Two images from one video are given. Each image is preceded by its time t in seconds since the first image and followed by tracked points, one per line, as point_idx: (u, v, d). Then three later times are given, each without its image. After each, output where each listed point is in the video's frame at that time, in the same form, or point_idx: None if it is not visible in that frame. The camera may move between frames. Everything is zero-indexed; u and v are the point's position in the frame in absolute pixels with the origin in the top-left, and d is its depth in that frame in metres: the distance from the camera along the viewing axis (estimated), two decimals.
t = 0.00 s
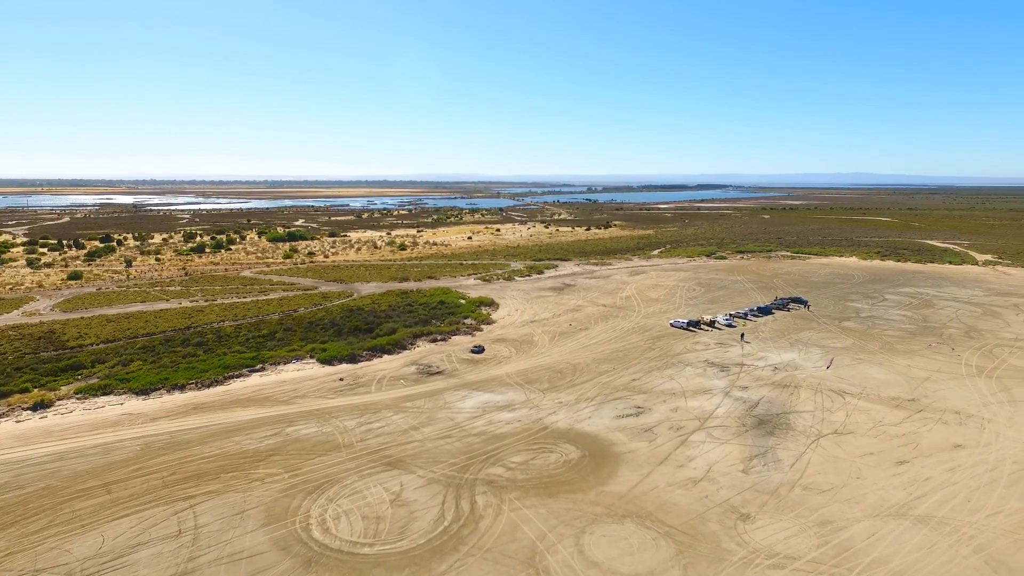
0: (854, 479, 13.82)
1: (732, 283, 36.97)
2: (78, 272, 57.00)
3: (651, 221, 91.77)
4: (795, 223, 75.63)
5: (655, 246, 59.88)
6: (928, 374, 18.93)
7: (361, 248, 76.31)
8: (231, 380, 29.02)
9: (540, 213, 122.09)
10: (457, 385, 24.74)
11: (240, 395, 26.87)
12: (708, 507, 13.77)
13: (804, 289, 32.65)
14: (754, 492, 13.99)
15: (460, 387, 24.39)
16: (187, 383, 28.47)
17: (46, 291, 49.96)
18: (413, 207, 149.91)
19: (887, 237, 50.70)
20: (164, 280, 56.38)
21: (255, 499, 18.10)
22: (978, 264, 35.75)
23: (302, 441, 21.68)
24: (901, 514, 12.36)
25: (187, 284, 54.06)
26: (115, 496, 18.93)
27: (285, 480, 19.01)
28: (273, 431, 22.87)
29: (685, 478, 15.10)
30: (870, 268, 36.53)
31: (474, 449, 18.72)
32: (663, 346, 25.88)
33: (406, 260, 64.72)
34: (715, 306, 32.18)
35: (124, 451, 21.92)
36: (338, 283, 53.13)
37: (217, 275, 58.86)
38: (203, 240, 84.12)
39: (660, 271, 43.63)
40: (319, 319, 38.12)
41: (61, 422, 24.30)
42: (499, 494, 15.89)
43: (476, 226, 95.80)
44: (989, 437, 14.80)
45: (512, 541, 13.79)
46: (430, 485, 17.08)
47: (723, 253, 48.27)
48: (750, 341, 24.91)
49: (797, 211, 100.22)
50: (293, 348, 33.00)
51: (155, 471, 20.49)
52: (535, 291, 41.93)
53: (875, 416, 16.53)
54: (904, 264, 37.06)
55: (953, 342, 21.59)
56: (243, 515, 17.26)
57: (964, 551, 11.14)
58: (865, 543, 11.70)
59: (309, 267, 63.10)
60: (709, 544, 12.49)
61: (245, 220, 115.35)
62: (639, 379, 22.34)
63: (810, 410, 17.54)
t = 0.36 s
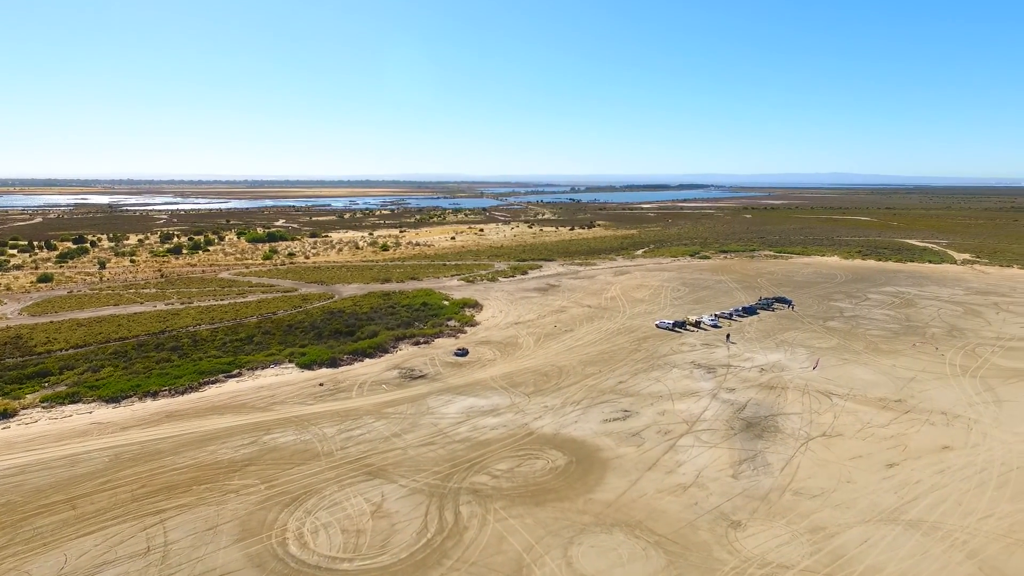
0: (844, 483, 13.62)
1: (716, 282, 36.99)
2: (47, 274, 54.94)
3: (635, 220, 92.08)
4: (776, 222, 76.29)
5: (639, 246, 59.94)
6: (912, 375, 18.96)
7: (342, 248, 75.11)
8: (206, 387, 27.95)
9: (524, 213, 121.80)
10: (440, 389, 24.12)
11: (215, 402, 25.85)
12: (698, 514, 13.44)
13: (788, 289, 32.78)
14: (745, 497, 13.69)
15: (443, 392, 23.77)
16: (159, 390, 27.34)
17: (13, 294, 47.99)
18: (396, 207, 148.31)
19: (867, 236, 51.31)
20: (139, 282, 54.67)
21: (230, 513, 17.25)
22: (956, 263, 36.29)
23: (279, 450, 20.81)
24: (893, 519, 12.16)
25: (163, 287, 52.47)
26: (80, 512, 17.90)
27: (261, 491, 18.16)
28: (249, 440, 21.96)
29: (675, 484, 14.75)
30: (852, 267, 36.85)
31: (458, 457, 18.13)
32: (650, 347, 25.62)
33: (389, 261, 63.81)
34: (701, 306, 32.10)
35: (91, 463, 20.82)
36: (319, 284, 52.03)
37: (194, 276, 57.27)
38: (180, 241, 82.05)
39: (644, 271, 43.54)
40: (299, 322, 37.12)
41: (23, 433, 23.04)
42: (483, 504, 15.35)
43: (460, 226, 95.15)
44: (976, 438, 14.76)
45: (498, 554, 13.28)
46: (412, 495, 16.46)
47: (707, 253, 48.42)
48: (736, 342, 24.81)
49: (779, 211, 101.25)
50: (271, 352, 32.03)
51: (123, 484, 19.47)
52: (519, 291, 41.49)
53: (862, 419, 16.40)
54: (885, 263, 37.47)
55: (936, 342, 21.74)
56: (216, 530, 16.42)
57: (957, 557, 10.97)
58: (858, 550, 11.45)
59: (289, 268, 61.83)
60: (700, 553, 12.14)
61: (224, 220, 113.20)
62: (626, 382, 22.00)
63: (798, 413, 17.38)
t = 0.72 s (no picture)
0: (836, 487, 13.44)
1: (702, 282, 36.99)
2: (17, 277, 52.96)
3: (620, 220, 92.30)
4: (759, 221, 76.77)
5: (624, 245, 59.94)
6: (900, 376, 19.07)
7: (325, 249, 73.97)
8: (181, 394, 26.86)
9: (509, 213, 121.36)
10: (425, 394, 23.35)
11: (190, 410, 24.78)
12: (689, 522, 13.10)
13: (773, 289, 32.88)
14: (736, 504, 13.40)
15: (427, 396, 23.06)
16: (132, 397, 26.18)
17: None
18: (380, 206, 146.88)
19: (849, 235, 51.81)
20: (114, 284, 52.96)
21: (202, 529, 16.31)
22: (937, 262, 36.81)
23: (257, 460, 19.73)
24: (886, 525, 11.99)
25: (139, 289, 50.91)
26: (43, 530, 16.82)
27: (237, 504, 17.23)
28: (225, 450, 20.82)
29: (665, 491, 14.38)
30: (835, 267, 37.12)
31: (442, 464, 17.51)
32: (637, 349, 25.36)
33: (372, 261, 62.94)
34: (687, 306, 32.00)
35: (58, 477, 19.70)
36: (300, 286, 50.92)
37: (171, 278, 55.75)
38: (157, 242, 79.92)
39: (630, 271, 43.40)
40: (279, 325, 36.12)
41: None
42: (469, 514, 14.80)
43: (445, 226, 94.44)
44: (965, 440, 14.76)
45: (484, 568, 12.75)
46: (395, 506, 15.78)
47: (692, 253, 48.55)
48: (722, 342, 24.68)
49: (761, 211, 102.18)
50: (249, 357, 31.04)
51: (91, 498, 18.36)
52: (504, 292, 41.02)
53: (852, 420, 16.43)
54: (867, 262, 37.87)
55: (920, 343, 21.88)
56: (189, 547, 15.51)
57: (952, 564, 10.78)
58: (853, 558, 11.22)
59: (270, 269, 60.61)
60: (693, 564, 11.78)
61: (203, 220, 110.85)
62: (613, 384, 21.64)
63: (788, 416, 17.26)
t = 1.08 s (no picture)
0: (829, 492, 13.28)
1: (688, 282, 36.97)
2: None
3: (605, 220, 92.48)
4: (742, 221, 77.22)
5: (610, 246, 59.85)
6: (888, 377, 19.13)
7: (308, 250, 72.64)
8: (156, 402, 25.07)
9: (495, 212, 120.87)
10: (409, 399, 22.49)
11: (165, 418, 23.03)
12: (682, 531, 12.72)
13: (759, 289, 32.96)
14: (729, 512, 13.07)
15: (412, 402, 22.22)
16: (104, 406, 24.43)
17: None
18: (364, 206, 145.30)
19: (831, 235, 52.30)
20: (88, 287, 51.26)
21: (175, 546, 15.02)
22: (918, 261, 37.32)
23: (234, 471, 18.29)
24: (881, 532, 11.79)
25: (114, 292, 49.32)
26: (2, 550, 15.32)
27: (213, 519, 15.98)
28: (201, 460, 19.26)
29: (657, 498, 13.98)
30: (819, 267, 37.37)
31: (427, 473, 16.71)
32: (625, 351, 25.05)
33: (356, 262, 61.97)
34: (674, 306, 31.87)
35: (21, 492, 18.10)
36: (282, 288, 49.78)
37: (149, 281, 54.17)
38: (133, 243, 77.74)
39: (616, 271, 43.18)
40: (259, 329, 34.96)
41: None
42: (455, 526, 14.14)
43: (430, 226, 93.65)
44: (956, 442, 14.80)
45: None
46: (378, 518, 14.97)
47: (678, 252, 48.61)
48: (710, 344, 24.48)
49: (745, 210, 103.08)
50: (228, 362, 29.51)
51: (55, 514, 16.86)
52: (490, 294, 40.47)
53: (842, 422, 16.40)
54: (851, 262, 38.27)
55: (906, 343, 22.03)
56: (161, 565, 14.29)
57: (949, 571, 10.60)
58: (849, 567, 10.97)
59: (251, 271, 59.26)
60: None
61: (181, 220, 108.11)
62: (602, 388, 21.21)
63: (778, 418, 17.11)
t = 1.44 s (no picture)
0: (825, 498, 13.04)
1: (677, 282, 36.83)
2: None
3: (592, 219, 92.50)
4: (729, 221, 77.37)
5: (597, 245, 59.64)
6: (878, 380, 19.14)
7: (291, 251, 71.30)
8: (132, 410, 22.93)
9: (481, 212, 120.34)
10: (394, 405, 21.48)
11: (142, 428, 21.02)
12: (677, 541, 12.31)
13: (747, 289, 32.93)
14: (725, 520, 12.71)
15: (397, 407, 21.21)
16: (75, 415, 22.22)
17: None
18: (349, 207, 143.70)
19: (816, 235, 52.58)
20: (63, 290, 49.52)
21: (147, 565, 13.59)
22: (904, 260, 37.69)
23: (211, 483, 16.84)
24: (878, 540, 11.56)
25: (90, 295, 47.70)
26: None
27: (190, 535, 14.55)
28: (176, 471, 17.66)
29: (649, 507, 13.53)
30: (806, 266, 37.47)
31: (413, 484, 15.78)
32: (614, 353, 24.66)
33: (340, 264, 60.93)
34: (663, 307, 31.64)
35: None
36: (264, 290, 48.61)
37: (127, 283, 52.62)
38: (110, 244, 75.64)
39: (604, 271, 42.89)
40: (241, 333, 33.42)
41: None
42: (442, 539, 13.36)
43: (416, 226, 92.81)
44: (950, 446, 14.77)
45: None
46: (362, 532, 14.00)
47: (665, 252, 48.55)
48: (700, 345, 24.23)
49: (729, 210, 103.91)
50: (208, 367, 27.34)
51: (16, 532, 15.02)
52: (477, 295, 39.89)
53: (836, 426, 16.27)
54: (837, 261, 38.52)
55: (894, 345, 22.10)
56: None
57: None
58: None
59: (233, 273, 57.86)
60: None
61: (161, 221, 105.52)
62: (592, 392, 20.74)
63: (771, 422, 16.88)
